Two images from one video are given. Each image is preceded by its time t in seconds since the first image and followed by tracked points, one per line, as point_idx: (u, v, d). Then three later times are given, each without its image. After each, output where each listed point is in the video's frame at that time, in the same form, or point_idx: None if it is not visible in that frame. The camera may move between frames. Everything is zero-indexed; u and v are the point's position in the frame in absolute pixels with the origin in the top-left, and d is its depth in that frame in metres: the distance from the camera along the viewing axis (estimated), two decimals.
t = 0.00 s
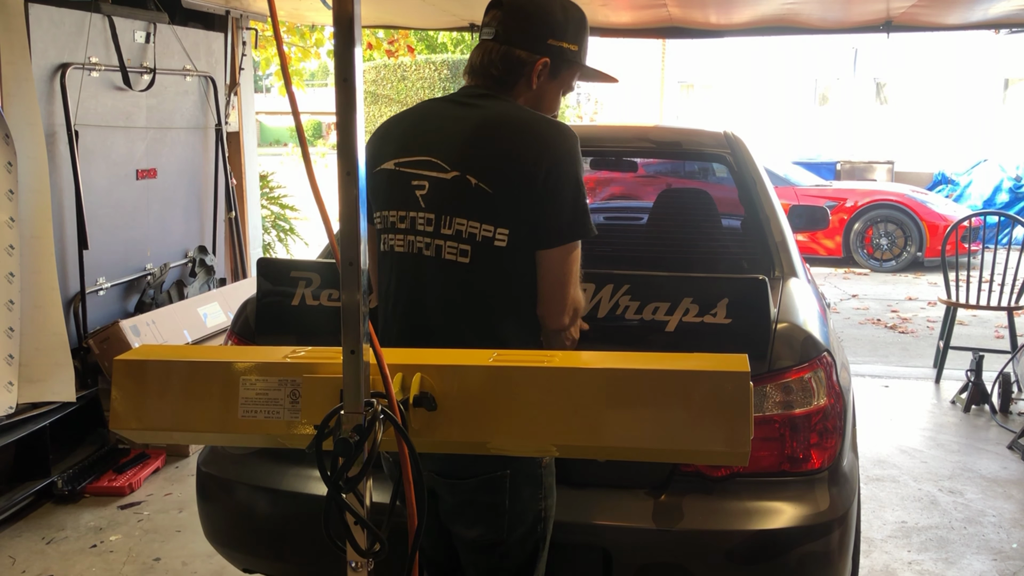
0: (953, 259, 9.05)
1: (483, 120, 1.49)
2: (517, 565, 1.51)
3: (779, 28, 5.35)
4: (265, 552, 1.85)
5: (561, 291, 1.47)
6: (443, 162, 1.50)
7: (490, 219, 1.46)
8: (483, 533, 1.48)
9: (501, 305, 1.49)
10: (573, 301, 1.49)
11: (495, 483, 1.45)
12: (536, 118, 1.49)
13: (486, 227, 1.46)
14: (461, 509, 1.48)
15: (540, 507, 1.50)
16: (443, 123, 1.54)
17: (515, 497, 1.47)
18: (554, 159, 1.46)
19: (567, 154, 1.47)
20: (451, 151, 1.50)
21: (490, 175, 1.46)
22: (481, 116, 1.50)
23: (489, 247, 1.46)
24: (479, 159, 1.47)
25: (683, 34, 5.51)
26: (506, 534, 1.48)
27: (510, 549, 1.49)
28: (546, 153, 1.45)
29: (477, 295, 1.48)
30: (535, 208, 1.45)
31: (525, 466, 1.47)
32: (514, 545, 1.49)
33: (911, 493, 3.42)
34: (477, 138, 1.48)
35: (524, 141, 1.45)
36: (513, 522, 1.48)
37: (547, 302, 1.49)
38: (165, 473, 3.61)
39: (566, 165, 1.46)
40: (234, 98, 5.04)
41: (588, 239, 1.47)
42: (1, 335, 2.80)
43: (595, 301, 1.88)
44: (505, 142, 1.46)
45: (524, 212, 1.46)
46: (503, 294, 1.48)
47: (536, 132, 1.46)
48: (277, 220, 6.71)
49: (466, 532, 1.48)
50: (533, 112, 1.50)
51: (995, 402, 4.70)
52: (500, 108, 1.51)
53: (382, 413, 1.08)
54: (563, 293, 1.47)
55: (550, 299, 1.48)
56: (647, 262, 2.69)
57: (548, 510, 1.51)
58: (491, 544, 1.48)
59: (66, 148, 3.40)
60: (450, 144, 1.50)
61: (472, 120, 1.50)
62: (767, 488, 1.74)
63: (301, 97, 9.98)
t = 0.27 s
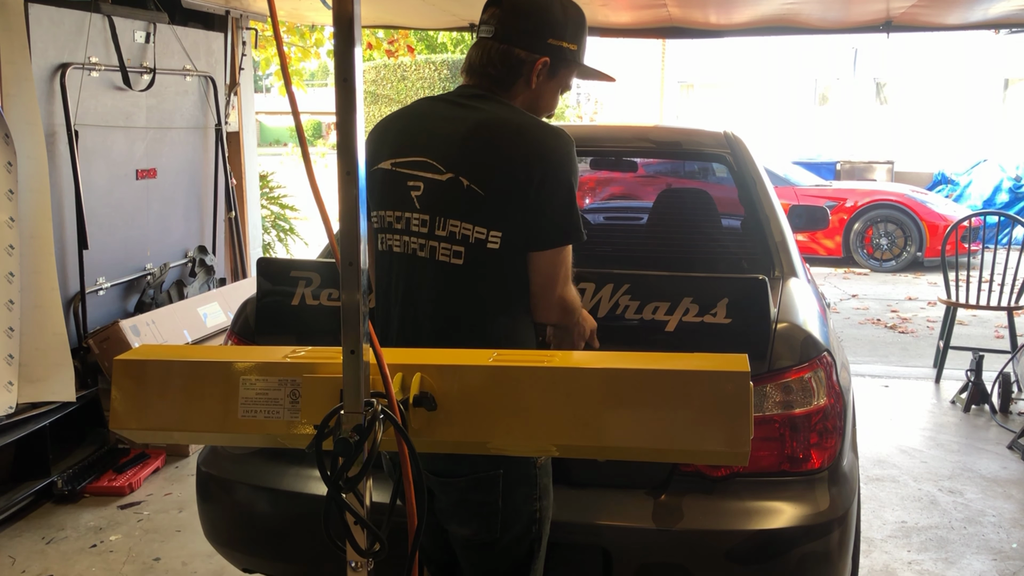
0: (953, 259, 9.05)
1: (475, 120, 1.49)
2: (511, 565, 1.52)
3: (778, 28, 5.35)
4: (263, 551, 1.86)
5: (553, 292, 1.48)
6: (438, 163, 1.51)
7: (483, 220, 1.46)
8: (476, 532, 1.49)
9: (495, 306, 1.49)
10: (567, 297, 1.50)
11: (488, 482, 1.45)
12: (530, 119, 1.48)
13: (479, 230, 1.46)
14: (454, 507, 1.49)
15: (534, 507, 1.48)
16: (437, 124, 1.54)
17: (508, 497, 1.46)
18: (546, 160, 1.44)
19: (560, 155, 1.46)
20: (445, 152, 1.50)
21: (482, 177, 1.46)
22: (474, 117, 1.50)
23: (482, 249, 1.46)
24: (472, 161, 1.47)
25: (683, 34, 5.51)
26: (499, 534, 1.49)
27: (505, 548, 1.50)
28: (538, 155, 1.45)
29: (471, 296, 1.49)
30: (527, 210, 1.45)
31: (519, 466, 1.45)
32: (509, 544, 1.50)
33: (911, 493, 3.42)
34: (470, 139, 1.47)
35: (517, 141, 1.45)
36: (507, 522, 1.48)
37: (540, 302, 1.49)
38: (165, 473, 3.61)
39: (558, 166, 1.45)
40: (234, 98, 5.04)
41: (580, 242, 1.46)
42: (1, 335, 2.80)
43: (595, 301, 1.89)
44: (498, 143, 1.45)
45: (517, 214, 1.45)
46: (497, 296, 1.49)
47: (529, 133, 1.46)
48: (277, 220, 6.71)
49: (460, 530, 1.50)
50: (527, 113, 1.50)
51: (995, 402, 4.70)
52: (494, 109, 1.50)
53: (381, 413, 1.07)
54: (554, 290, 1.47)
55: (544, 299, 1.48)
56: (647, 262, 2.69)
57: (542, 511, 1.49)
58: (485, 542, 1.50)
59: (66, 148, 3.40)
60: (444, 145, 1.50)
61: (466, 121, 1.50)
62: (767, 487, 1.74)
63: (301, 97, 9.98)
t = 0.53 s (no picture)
0: (953, 259, 9.06)
1: (477, 120, 1.49)
2: (515, 565, 1.51)
3: (778, 28, 5.35)
4: (264, 551, 1.85)
5: (548, 289, 1.50)
6: (440, 163, 1.51)
7: (488, 219, 1.46)
8: (483, 532, 1.48)
9: (498, 305, 1.49)
10: (561, 295, 1.52)
11: (493, 482, 1.45)
12: (532, 119, 1.49)
13: (484, 229, 1.46)
14: (459, 508, 1.48)
15: (539, 506, 1.49)
16: (437, 124, 1.54)
17: (514, 497, 1.47)
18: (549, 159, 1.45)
19: (563, 154, 1.47)
20: (447, 152, 1.50)
21: (486, 176, 1.46)
22: (476, 116, 1.50)
23: (486, 248, 1.46)
24: (475, 160, 1.47)
25: (683, 34, 5.51)
26: (505, 533, 1.48)
27: (509, 548, 1.49)
28: (542, 153, 1.45)
29: (475, 295, 1.48)
30: (532, 208, 1.46)
31: (525, 465, 1.46)
32: (513, 544, 1.49)
33: (911, 493, 3.42)
34: (474, 138, 1.47)
35: (520, 140, 1.45)
36: (513, 521, 1.47)
37: (541, 299, 1.51)
38: (165, 473, 3.61)
39: (561, 165, 1.46)
40: (234, 98, 5.04)
41: (581, 240, 1.48)
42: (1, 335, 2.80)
43: (595, 301, 1.89)
44: (501, 142, 1.46)
45: (522, 213, 1.46)
46: (500, 295, 1.49)
47: (532, 132, 1.46)
48: (277, 220, 6.71)
49: (466, 531, 1.48)
50: (529, 113, 1.50)
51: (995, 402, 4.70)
52: (495, 109, 1.51)
53: (381, 413, 1.08)
54: (551, 287, 1.50)
55: (543, 296, 1.51)
56: (647, 262, 2.69)
57: (547, 510, 1.50)
58: (490, 543, 1.49)
59: (66, 148, 3.40)
60: (446, 145, 1.50)
61: (468, 120, 1.50)
62: (766, 488, 1.74)
63: (301, 97, 9.98)
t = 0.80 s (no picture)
0: (953, 259, 9.06)
1: (470, 122, 1.49)
2: (514, 570, 1.52)
3: (778, 27, 5.35)
4: (263, 551, 1.85)
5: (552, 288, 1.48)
6: (434, 166, 1.51)
7: (483, 222, 1.46)
8: (480, 539, 1.47)
9: (495, 308, 1.49)
10: (569, 295, 1.51)
11: (491, 489, 1.45)
12: (528, 120, 1.48)
13: (480, 231, 1.46)
14: (456, 515, 1.47)
15: (537, 511, 1.50)
16: (431, 126, 1.54)
17: (513, 502, 1.47)
18: (545, 160, 1.45)
19: (559, 155, 1.46)
20: (442, 154, 1.50)
21: (481, 179, 1.46)
22: (471, 118, 1.50)
23: (483, 250, 1.46)
24: (469, 163, 1.47)
25: (683, 34, 5.51)
26: (503, 539, 1.48)
27: (508, 552, 1.49)
28: (539, 155, 1.45)
29: (471, 297, 1.48)
30: (528, 210, 1.45)
31: (523, 471, 1.46)
32: (512, 548, 1.49)
33: (911, 492, 3.42)
34: (468, 140, 1.48)
35: (515, 143, 1.45)
36: (510, 527, 1.48)
37: (542, 299, 1.49)
38: (165, 473, 3.61)
39: (557, 166, 1.45)
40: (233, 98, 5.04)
41: (581, 240, 1.46)
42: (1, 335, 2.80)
43: (595, 300, 1.89)
44: (495, 144, 1.46)
45: (518, 215, 1.45)
46: (497, 296, 1.48)
47: (527, 133, 1.46)
48: (276, 220, 6.70)
49: (464, 538, 1.47)
50: (524, 113, 1.50)
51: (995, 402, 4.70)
52: (489, 110, 1.50)
53: (381, 413, 1.08)
54: (560, 288, 1.48)
55: (546, 297, 1.49)
56: (647, 262, 2.69)
57: (546, 514, 1.51)
58: (489, 548, 1.48)
59: (66, 148, 3.40)
60: (440, 147, 1.51)
61: (461, 122, 1.50)
62: (766, 487, 1.74)
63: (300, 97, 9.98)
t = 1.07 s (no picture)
0: (953, 259, 9.06)
1: (487, 119, 1.50)
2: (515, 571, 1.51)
3: (777, 28, 5.35)
4: (263, 551, 1.85)
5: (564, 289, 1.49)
6: (446, 160, 1.51)
7: (493, 218, 1.46)
8: (480, 539, 1.48)
9: (499, 306, 1.48)
10: (575, 296, 1.51)
11: (491, 488, 1.45)
12: (542, 121, 1.49)
13: (489, 228, 1.46)
14: (456, 514, 1.48)
15: (538, 511, 1.49)
16: (447, 122, 1.54)
17: (513, 502, 1.46)
18: (558, 160, 1.45)
19: (572, 157, 1.47)
20: (456, 150, 1.50)
21: (493, 175, 1.46)
22: (486, 116, 1.50)
23: (490, 247, 1.46)
24: (483, 159, 1.47)
25: (683, 34, 5.51)
26: (504, 539, 1.48)
27: (509, 553, 1.49)
28: (551, 155, 1.45)
29: (476, 294, 1.48)
30: (537, 209, 1.45)
31: (523, 471, 1.46)
32: (513, 549, 1.49)
33: (911, 493, 3.42)
34: (483, 138, 1.48)
35: (529, 141, 1.46)
36: (510, 527, 1.47)
37: (549, 299, 1.50)
38: (165, 473, 3.61)
39: (570, 166, 1.46)
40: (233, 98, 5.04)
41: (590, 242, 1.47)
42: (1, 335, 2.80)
43: (595, 299, 1.88)
44: (510, 142, 1.46)
45: (529, 213, 1.46)
46: (502, 295, 1.48)
47: (542, 133, 1.46)
48: (276, 220, 6.70)
49: (464, 538, 1.48)
50: (539, 114, 1.50)
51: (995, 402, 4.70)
52: (505, 109, 1.51)
53: (382, 413, 1.08)
54: (568, 288, 1.49)
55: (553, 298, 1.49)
56: (647, 262, 2.69)
57: (547, 515, 1.49)
58: (490, 548, 1.48)
59: (66, 148, 3.40)
60: (455, 142, 1.50)
61: (477, 120, 1.51)
62: (766, 487, 1.74)
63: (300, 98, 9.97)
